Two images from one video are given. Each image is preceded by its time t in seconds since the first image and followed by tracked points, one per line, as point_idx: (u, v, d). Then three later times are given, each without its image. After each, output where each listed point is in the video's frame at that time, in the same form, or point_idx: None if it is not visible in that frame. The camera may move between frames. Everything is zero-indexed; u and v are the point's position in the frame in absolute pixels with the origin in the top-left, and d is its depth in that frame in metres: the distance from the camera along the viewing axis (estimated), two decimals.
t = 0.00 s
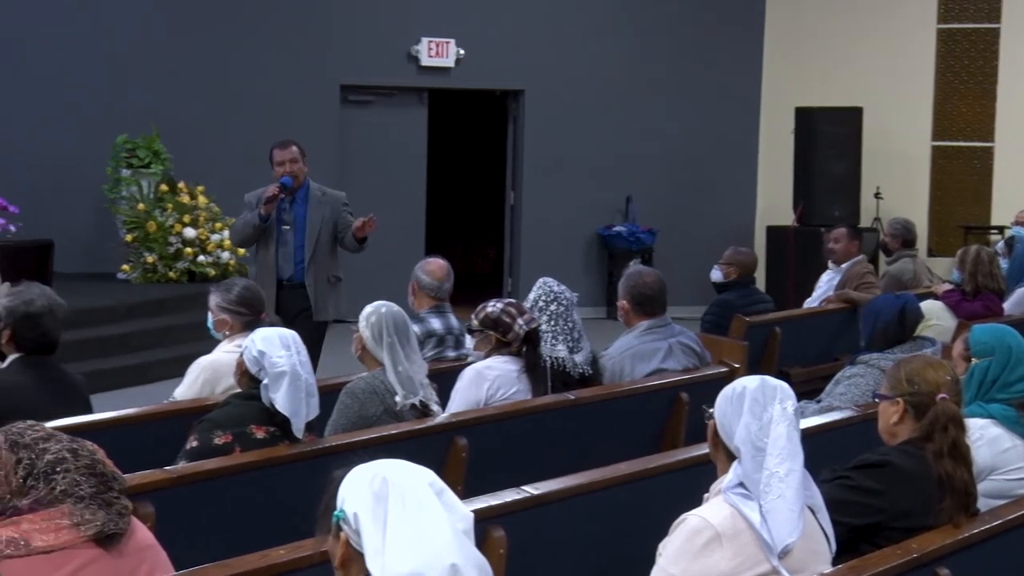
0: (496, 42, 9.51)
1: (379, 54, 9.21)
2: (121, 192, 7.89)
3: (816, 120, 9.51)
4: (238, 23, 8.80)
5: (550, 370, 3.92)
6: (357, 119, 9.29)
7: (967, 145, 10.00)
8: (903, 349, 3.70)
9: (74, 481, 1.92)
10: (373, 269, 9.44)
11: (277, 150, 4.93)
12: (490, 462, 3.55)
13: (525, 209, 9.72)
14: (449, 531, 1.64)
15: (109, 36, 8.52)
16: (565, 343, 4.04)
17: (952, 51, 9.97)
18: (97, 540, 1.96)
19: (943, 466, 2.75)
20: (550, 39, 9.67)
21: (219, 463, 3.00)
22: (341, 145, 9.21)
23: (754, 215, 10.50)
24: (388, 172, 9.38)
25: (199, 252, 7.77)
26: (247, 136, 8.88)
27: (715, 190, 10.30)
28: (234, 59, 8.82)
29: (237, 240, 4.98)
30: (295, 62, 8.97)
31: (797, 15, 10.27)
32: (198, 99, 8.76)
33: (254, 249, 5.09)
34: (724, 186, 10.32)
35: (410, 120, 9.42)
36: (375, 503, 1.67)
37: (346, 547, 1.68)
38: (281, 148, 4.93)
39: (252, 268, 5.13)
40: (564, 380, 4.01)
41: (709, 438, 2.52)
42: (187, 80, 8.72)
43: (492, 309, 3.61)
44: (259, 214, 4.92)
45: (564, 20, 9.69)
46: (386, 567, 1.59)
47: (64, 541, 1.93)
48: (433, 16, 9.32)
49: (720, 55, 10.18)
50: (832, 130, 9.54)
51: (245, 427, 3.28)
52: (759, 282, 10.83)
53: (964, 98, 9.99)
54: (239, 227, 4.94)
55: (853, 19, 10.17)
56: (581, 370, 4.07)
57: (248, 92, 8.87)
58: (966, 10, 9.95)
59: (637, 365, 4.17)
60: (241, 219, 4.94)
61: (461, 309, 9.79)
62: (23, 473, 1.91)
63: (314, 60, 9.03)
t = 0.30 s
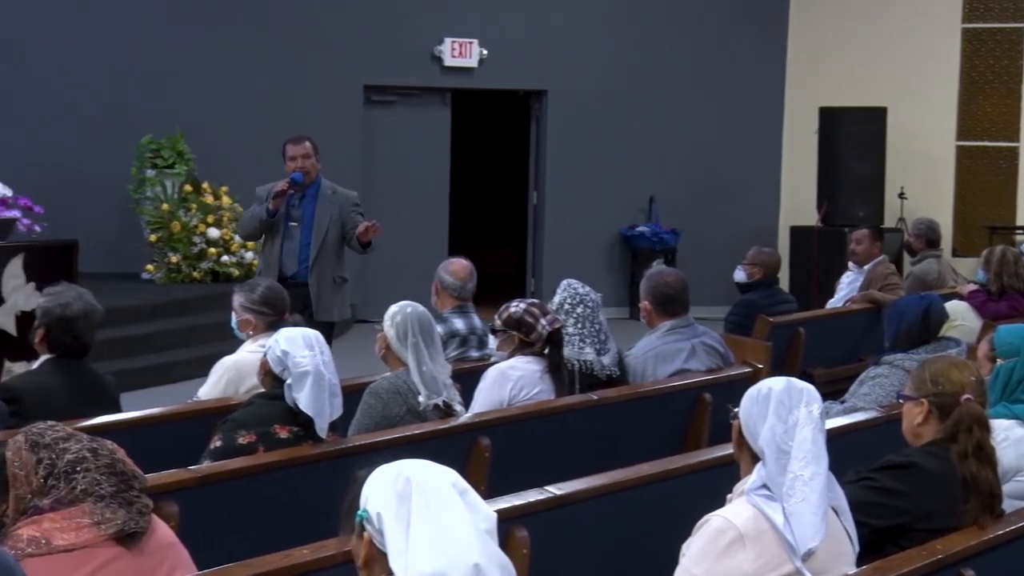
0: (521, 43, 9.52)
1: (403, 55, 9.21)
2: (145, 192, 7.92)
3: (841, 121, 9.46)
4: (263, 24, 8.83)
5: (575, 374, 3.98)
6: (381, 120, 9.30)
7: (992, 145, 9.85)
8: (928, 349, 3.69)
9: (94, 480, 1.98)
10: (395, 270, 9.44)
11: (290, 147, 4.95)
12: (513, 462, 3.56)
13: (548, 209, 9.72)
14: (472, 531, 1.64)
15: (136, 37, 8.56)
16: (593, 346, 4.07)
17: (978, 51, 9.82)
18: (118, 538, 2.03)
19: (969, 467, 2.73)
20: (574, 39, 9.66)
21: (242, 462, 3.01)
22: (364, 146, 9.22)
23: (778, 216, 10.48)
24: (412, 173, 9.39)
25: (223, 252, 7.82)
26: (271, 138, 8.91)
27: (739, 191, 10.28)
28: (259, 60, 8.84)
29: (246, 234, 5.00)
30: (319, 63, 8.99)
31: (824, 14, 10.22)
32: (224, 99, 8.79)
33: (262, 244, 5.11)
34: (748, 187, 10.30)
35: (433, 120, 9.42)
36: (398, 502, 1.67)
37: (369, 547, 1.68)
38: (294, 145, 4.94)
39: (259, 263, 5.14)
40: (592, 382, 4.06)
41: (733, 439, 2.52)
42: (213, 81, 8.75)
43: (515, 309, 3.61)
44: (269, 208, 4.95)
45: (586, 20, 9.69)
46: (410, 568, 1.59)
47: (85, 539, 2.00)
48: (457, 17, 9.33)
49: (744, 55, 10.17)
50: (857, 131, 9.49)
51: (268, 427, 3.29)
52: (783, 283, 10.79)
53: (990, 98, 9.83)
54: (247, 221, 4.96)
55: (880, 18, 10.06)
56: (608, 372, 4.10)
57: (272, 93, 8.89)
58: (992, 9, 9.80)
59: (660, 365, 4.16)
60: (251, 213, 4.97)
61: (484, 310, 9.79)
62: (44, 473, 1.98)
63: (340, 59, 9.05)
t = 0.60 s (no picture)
0: (546, 42, 9.51)
1: (428, 55, 9.22)
2: (170, 192, 7.96)
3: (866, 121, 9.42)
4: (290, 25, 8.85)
5: (604, 376, 4.01)
6: (405, 120, 9.31)
7: (1019, 145, 9.85)
8: (954, 350, 3.68)
9: (118, 479, 2.01)
10: (419, 270, 9.44)
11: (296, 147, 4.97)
12: (538, 463, 3.57)
13: (572, 209, 9.72)
14: (497, 530, 1.64)
15: (165, 37, 8.62)
16: (624, 348, 4.09)
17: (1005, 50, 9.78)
18: (142, 538, 2.04)
19: (995, 468, 2.71)
20: (598, 39, 9.65)
21: (267, 462, 3.02)
22: (388, 146, 9.23)
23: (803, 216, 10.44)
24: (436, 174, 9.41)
25: (248, 252, 7.88)
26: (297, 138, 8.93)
27: (763, 191, 10.25)
28: (284, 61, 8.86)
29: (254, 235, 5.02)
30: (344, 63, 9.00)
31: (850, 13, 10.14)
32: (251, 100, 8.82)
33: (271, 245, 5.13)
34: (773, 187, 10.27)
35: (458, 121, 9.43)
36: (423, 502, 1.67)
37: (394, 547, 1.68)
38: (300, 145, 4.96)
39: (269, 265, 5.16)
40: (622, 384, 4.08)
41: (760, 440, 2.51)
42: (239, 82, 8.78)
43: (540, 309, 3.62)
44: (276, 210, 4.96)
45: (610, 20, 9.68)
46: (434, 567, 1.59)
47: (109, 539, 2.02)
48: (481, 17, 9.33)
49: (769, 55, 10.14)
50: (882, 131, 9.45)
51: (293, 427, 3.30)
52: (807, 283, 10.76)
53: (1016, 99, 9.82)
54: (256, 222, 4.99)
55: (912, 18, 9.95)
56: (638, 374, 4.13)
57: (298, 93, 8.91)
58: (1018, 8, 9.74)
59: (684, 365, 4.15)
60: (258, 214, 4.99)
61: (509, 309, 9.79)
62: (68, 472, 2.02)
63: (365, 59, 9.06)
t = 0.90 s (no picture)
0: (577, 42, 9.51)
1: (460, 55, 9.23)
2: (203, 192, 8.01)
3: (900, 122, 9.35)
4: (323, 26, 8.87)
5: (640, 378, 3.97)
6: (437, 120, 9.32)
7: None
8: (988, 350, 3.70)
9: (152, 479, 2.03)
10: (450, 269, 9.45)
11: (296, 150, 4.92)
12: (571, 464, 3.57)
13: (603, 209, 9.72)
14: (529, 531, 1.64)
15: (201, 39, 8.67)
16: (660, 350, 4.08)
17: None
18: (176, 537, 2.05)
19: None
20: (629, 39, 9.64)
21: (298, 461, 3.02)
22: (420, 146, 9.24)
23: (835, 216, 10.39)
24: (468, 174, 9.40)
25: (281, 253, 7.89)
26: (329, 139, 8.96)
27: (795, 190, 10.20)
28: (317, 62, 8.90)
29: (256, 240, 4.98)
30: (377, 64, 9.02)
31: (885, 12, 10.07)
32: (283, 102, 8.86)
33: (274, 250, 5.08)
34: (805, 186, 10.21)
35: (490, 121, 9.43)
36: (455, 502, 1.68)
37: (425, 547, 1.69)
38: (300, 148, 4.91)
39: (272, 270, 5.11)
40: (659, 386, 4.05)
41: (787, 441, 2.50)
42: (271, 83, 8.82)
43: (571, 309, 3.61)
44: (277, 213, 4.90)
45: (641, 19, 9.66)
46: (465, 567, 1.59)
47: (143, 538, 2.03)
48: (513, 18, 9.34)
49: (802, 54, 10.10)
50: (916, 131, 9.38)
51: (325, 427, 3.30)
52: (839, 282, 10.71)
53: None
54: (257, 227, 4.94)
55: (944, 17, 9.96)
56: (676, 376, 4.10)
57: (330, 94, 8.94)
58: None
59: (716, 365, 4.15)
60: (259, 220, 4.94)
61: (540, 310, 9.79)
62: (102, 472, 2.03)
63: (397, 59, 9.07)
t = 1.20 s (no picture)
0: (604, 41, 9.51)
1: (487, 55, 9.25)
2: (231, 192, 8.06)
3: (929, 121, 9.28)
4: (352, 28, 8.90)
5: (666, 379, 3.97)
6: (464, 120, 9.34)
7: None
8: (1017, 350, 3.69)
9: (180, 478, 2.04)
10: (477, 270, 9.46)
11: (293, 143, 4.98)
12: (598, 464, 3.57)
13: (630, 209, 9.72)
14: (556, 531, 1.64)
15: (231, 41, 8.71)
16: (688, 351, 4.06)
17: None
18: (203, 537, 2.07)
19: None
20: (656, 38, 9.63)
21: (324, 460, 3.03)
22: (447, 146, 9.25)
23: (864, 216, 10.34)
24: (496, 174, 9.43)
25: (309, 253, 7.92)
26: (356, 139, 8.99)
27: (822, 190, 10.17)
28: (345, 62, 8.93)
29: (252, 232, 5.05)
30: (405, 65, 9.04)
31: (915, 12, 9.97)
32: (311, 102, 8.90)
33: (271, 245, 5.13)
34: (832, 185, 10.19)
35: (517, 121, 9.45)
36: (482, 502, 1.68)
37: (452, 546, 1.69)
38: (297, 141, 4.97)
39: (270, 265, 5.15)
40: (686, 387, 4.04)
41: (810, 443, 2.48)
42: (299, 84, 8.87)
43: (598, 309, 3.62)
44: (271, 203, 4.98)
45: (668, 18, 9.64)
46: (493, 567, 1.60)
47: (170, 537, 2.04)
48: (540, 18, 9.35)
49: (829, 53, 10.07)
50: (945, 130, 9.29)
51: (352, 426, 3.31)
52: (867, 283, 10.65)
53: None
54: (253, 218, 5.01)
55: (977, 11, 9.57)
56: (703, 377, 4.09)
57: (358, 95, 8.97)
58: None
59: (743, 366, 4.14)
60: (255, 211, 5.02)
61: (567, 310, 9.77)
62: (130, 471, 2.05)
63: (425, 60, 9.09)
